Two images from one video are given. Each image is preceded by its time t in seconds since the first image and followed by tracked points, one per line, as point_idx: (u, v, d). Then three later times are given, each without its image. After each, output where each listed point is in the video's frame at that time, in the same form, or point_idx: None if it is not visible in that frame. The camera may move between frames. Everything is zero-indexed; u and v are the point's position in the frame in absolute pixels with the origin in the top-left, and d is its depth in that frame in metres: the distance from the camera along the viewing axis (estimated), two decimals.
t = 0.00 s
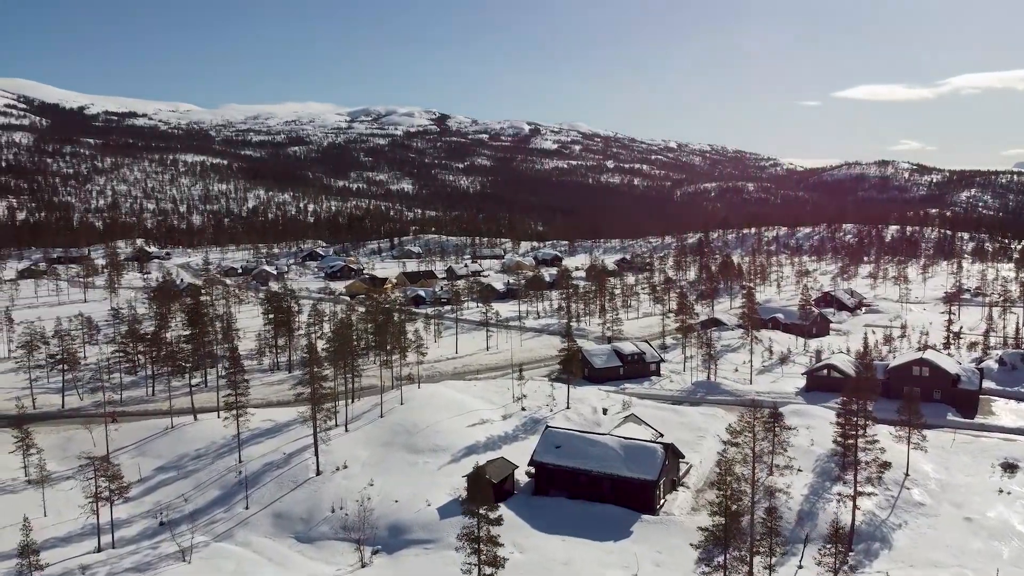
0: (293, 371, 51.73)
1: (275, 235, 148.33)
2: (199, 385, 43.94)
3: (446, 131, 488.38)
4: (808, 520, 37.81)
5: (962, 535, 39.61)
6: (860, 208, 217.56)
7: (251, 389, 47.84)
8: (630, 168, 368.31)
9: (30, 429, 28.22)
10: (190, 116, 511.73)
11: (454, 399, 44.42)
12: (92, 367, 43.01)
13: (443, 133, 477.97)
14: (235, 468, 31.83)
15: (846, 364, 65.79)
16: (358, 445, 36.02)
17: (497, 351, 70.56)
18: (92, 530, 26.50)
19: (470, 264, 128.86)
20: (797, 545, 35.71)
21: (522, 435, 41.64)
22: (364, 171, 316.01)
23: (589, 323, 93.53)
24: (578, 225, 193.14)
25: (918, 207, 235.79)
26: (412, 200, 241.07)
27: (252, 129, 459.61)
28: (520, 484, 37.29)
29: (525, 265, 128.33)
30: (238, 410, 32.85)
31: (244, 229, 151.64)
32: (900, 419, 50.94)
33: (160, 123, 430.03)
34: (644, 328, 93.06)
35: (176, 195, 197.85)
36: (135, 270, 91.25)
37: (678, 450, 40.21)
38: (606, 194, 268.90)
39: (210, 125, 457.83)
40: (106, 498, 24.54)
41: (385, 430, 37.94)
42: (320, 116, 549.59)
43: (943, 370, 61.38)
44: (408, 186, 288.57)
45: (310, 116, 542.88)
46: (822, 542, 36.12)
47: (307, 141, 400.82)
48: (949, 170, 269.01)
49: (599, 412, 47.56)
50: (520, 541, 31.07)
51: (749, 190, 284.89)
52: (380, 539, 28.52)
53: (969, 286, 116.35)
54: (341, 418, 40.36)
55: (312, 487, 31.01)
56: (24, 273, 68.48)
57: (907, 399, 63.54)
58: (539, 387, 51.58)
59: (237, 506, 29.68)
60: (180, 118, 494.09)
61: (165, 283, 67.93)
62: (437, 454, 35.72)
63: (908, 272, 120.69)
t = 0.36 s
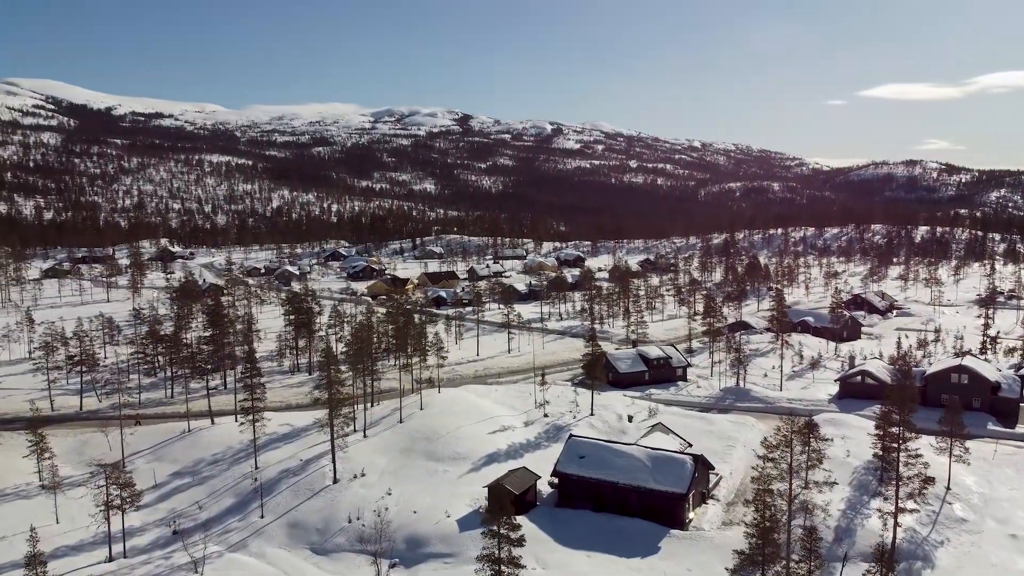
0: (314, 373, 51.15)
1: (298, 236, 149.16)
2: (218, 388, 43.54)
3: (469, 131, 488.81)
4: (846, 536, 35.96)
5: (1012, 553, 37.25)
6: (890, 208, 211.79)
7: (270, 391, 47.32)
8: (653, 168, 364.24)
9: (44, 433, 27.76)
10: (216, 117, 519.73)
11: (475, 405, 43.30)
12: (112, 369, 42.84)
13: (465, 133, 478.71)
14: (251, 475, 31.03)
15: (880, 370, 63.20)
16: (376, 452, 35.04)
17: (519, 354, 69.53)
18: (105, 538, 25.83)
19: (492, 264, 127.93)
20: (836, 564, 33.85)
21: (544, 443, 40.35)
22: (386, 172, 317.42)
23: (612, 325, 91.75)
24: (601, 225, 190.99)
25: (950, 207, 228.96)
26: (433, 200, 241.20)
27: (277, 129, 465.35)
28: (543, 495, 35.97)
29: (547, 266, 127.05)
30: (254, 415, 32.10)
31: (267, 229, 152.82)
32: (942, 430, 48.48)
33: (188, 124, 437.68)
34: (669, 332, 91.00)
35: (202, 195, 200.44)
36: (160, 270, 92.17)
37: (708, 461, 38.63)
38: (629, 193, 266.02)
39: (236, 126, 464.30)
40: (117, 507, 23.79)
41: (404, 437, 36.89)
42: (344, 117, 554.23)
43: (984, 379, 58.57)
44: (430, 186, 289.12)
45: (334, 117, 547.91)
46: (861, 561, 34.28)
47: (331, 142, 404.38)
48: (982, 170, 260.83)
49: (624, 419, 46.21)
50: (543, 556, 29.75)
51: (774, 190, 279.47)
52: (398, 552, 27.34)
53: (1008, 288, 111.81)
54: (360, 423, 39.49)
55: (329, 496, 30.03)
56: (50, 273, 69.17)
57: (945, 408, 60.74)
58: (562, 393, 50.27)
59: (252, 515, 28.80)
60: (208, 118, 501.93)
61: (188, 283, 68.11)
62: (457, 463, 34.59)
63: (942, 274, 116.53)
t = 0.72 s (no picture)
0: (333, 375, 50.55)
1: (319, 235, 149.71)
2: (235, 391, 43.02)
3: (489, 130, 488.64)
4: (885, 554, 34.15)
5: None
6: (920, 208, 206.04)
7: (288, 394, 46.78)
8: (674, 168, 360.19)
9: (57, 436, 27.29)
10: (241, 118, 526.84)
11: (495, 410, 42.25)
12: (131, 371, 42.63)
13: (485, 133, 478.83)
14: (266, 482, 30.26)
15: (915, 376, 60.57)
16: (394, 459, 34.07)
17: (541, 357, 68.50)
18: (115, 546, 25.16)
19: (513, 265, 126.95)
20: None
21: (566, 452, 39.15)
22: (407, 172, 318.36)
23: (634, 328, 90.09)
24: (622, 225, 188.84)
25: (981, 208, 222.46)
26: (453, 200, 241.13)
27: (299, 129, 470.30)
28: (565, 506, 34.70)
29: (568, 266, 125.66)
30: (269, 419, 31.35)
31: (289, 229, 153.78)
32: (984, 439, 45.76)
33: (213, 125, 444.42)
34: (693, 335, 89.01)
35: (225, 195, 202.66)
36: (183, 269, 92.87)
37: (737, 473, 37.13)
38: (649, 193, 263.08)
39: (260, 127, 470.02)
40: (127, 515, 23.11)
41: (422, 443, 35.90)
42: (365, 117, 557.74)
43: None
44: (450, 186, 289.30)
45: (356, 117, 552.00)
46: None
47: (353, 142, 407.16)
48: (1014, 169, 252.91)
49: (650, 427, 44.97)
50: (566, 571, 28.47)
51: (799, 190, 274.12)
52: (414, 564, 26.22)
53: None
54: (377, 429, 38.63)
55: (345, 504, 29.13)
56: (73, 273, 69.68)
57: (984, 417, 57.87)
58: (585, 398, 49.10)
59: (265, 524, 27.96)
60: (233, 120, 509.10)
61: (208, 284, 68.19)
62: (476, 471, 33.51)
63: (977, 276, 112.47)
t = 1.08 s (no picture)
0: (352, 378, 49.97)
1: (340, 235, 150.07)
2: (253, 394, 42.49)
3: (510, 130, 487.93)
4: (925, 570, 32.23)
5: None
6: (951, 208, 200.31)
7: (306, 396, 46.17)
8: (696, 167, 355.77)
9: (70, 441, 26.76)
10: (263, 117, 533.50)
11: (516, 416, 41.15)
12: (149, 373, 42.37)
13: (506, 133, 478.32)
14: (281, 490, 29.45)
15: (953, 383, 57.82)
16: (411, 467, 33.10)
17: (563, 360, 67.42)
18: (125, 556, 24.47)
19: (534, 265, 125.86)
20: None
21: (589, 461, 37.84)
22: (428, 172, 318.92)
23: (657, 330, 88.28)
24: (643, 226, 186.40)
25: (1015, 208, 215.32)
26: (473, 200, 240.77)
27: (322, 129, 474.16)
28: (588, 519, 33.42)
29: (590, 267, 124.11)
30: (284, 425, 30.56)
31: (310, 229, 154.50)
32: None
33: (238, 126, 449.90)
34: (718, 338, 86.90)
35: (249, 195, 204.80)
36: (205, 269, 93.45)
37: (769, 486, 35.48)
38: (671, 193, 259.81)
39: (282, 127, 474.85)
40: (136, 524, 22.39)
41: (440, 450, 34.87)
42: (387, 118, 560.79)
43: None
44: (471, 186, 289.06)
45: (378, 118, 555.30)
46: None
47: (374, 142, 409.26)
48: None
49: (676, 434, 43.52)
50: None
51: (824, 190, 268.56)
52: None
53: None
54: (395, 434, 37.73)
55: (360, 515, 28.16)
56: (96, 273, 70.20)
57: None
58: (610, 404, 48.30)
59: (279, 534, 27.10)
60: (258, 120, 515.72)
61: (228, 284, 68.18)
62: (496, 480, 32.42)
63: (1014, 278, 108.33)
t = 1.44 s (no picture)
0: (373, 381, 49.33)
1: (361, 236, 150.46)
2: (271, 397, 42.03)
3: (531, 130, 486.73)
4: None
5: None
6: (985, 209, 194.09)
7: (324, 398, 45.69)
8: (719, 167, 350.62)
9: (84, 445, 26.28)
10: (287, 118, 539.55)
11: (538, 422, 40.04)
12: (167, 375, 42.16)
13: (527, 133, 477.31)
14: (297, 499, 28.64)
15: (994, 391, 55.15)
16: (430, 475, 32.13)
17: (585, 363, 66.22)
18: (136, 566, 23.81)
19: (555, 266, 124.61)
20: None
21: (614, 471, 36.52)
22: (449, 172, 319.24)
23: (681, 333, 86.38)
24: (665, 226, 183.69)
25: None
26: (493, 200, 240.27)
27: (344, 130, 477.95)
28: (614, 532, 32.16)
29: (612, 268, 122.45)
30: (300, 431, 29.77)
31: (332, 229, 155.23)
32: None
33: (262, 127, 455.45)
34: (744, 341, 84.70)
35: (273, 195, 206.83)
36: (227, 269, 94.05)
37: (804, 501, 33.86)
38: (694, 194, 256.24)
39: (306, 128, 480.02)
40: (147, 534, 21.73)
41: (460, 458, 33.88)
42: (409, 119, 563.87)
43: None
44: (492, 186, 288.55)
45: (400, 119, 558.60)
46: None
47: (396, 142, 411.21)
48: None
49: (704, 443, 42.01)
50: None
51: (851, 190, 262.78)
52: None
53: None
54: (414, 441, 36.82)
55: (378, 525, 27.16)
56: (121, 273, 70.82)
57: None
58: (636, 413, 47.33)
59: (294, 545, 26.23)
60: (282, 121, 522.00)
61: (249, 284, 68.17)
62: (518, 491, 31.29)
63: None
